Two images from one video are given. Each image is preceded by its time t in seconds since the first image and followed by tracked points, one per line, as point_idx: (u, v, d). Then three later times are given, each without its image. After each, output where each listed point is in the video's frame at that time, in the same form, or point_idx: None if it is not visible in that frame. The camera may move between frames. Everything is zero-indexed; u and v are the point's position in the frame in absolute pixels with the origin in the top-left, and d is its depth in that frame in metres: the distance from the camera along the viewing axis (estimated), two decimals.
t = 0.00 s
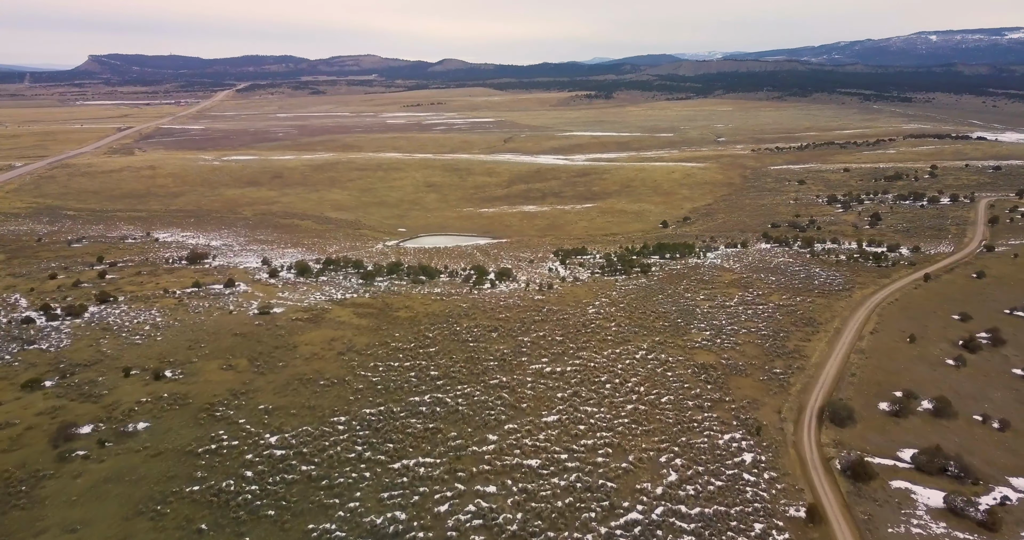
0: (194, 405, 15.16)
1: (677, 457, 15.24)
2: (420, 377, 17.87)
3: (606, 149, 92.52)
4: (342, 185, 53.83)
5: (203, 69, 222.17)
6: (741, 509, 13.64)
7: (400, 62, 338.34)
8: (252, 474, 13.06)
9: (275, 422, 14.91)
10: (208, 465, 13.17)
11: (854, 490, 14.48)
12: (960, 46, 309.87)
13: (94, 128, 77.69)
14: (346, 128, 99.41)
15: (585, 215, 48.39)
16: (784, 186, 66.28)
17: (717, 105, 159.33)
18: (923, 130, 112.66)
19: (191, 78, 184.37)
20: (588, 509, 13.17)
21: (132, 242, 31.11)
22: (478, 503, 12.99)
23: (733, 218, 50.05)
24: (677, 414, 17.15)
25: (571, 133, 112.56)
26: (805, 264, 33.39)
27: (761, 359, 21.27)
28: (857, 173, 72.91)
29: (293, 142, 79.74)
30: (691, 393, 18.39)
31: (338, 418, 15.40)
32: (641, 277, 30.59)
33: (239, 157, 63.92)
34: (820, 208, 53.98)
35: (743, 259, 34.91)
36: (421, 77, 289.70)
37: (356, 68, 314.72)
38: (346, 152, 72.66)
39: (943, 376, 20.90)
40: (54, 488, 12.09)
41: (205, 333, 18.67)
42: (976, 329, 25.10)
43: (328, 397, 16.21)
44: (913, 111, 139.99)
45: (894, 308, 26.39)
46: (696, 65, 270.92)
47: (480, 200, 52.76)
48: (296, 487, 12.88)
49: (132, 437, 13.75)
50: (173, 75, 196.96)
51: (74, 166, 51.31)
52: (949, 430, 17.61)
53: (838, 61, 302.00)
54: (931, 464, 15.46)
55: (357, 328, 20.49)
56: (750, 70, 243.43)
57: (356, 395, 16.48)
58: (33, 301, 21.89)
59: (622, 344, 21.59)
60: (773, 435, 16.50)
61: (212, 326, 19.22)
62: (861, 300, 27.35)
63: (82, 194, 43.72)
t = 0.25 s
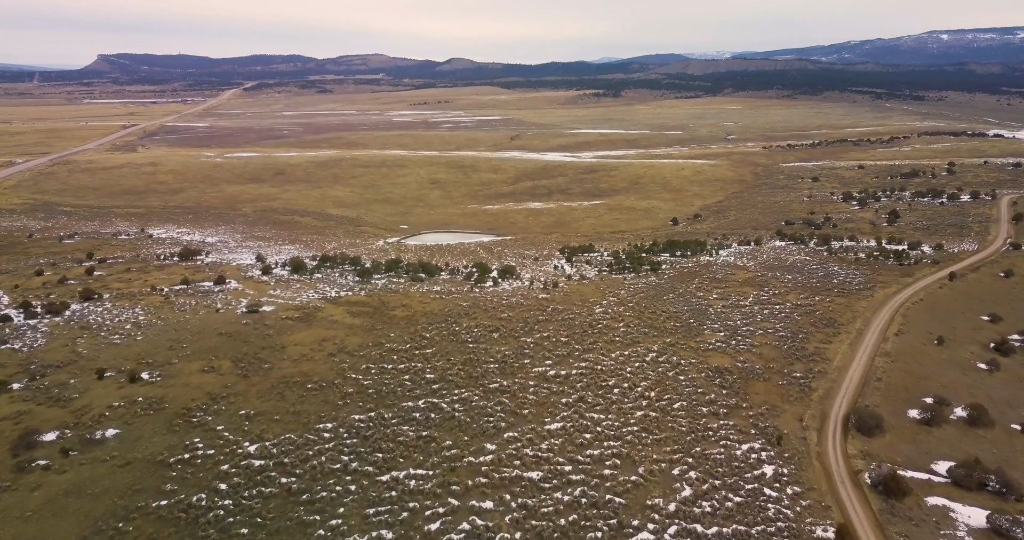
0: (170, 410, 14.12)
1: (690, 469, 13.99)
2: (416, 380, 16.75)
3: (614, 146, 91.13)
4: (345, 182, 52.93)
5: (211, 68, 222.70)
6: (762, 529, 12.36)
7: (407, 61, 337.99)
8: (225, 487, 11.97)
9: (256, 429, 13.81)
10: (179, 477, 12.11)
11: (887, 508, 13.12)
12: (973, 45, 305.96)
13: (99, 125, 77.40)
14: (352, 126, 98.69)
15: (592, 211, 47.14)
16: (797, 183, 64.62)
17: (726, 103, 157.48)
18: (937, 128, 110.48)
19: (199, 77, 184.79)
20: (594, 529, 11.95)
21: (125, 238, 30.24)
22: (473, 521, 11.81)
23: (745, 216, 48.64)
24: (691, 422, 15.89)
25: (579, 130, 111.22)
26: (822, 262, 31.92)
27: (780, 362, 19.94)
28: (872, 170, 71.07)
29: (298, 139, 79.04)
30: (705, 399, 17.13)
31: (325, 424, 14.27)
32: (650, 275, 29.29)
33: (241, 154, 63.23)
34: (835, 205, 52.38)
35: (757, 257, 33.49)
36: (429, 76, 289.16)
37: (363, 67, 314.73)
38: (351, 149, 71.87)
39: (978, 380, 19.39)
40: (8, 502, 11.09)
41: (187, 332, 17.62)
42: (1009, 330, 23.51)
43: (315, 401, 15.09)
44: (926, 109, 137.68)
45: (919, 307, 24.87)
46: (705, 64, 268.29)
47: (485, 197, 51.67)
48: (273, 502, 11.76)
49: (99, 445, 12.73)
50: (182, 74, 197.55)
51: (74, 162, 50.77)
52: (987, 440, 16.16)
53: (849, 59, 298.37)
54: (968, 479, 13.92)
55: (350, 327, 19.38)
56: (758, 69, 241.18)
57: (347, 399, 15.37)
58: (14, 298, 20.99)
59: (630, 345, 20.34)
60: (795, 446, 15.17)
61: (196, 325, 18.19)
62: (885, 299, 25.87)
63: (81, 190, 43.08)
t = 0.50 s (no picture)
0: (135, 417, 13.03)
1: (701, 482, 12.83)
2: (404, 383, 15.65)
3: (616, 143, 89.94)
4: (342, 179, 51.94)
5: (212, 67, 222.07)
6: None
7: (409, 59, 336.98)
8: (188, 503, 10.86)
9: (228, 437, 12.72)
10: (137, 492, 11.01)
11: (918, 526, 11.91)
12: (978, 43, 303.67)
13: (95, 123, 76.47)
14: (352, 124, 97.77)
15: (594, 208, 46.00)
16: (804, 179, 63.34)
17: (729, 101, 155.99)
18: (944, 125, 108.80)
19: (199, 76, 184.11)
20: None
21: (110, 234, 29.21)
22: None
23: (751, 213, 47.36)
24: (700, 429, 14.74)
25: (581, 128, 110.03)
26: (834, 259, 30.68)
27: (793, 365, 18.79)
28: (880, 166, 69.70)
29: (296, 136, 78.11)
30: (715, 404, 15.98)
31: (303, 432, 13.15)
32: (655, 272, 28.10)
33: (238, 151, 62.29)
34: (844, 201, 51.10)
35: (765, 254, 32.27)
36: (430, 75, 288.12)
37: (364, 66, 314.06)
38: (349, 147, 70.80)
39: (1006, 384, 18.11)
40: None
41: (162, 332, 16.53)
42: None
43: (294, 407, 13.99)
44: (932, 107, 136.04)
45: (939, 306, 23.59)
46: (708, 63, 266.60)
47: (484, 193, 50.60)
48: (240, 520, 10.64)
49: (54, 456, 11.65)
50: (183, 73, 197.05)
51: (67, 159, 49.87)
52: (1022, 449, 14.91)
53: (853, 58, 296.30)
54: (1006, 493, 12.63)
55: (336, 327, 18.27)
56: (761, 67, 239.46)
57: (328, 404, 14.26)
58: None
59: (634, 346, 19.22)
60: (815, 456, 13.98)
61: (172, 324, 17.10)
62: (901, 298, 24.61)
63: (71, 186, 42.16)
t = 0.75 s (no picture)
0: (92, 425, 11.88)
1: (713, 498, 11.66)
2: (391, 387, 14.50)
3: (618, 140, 88.76)
4: (338, 175, 50.94)
5: (213, 66, 221.60)
6: None
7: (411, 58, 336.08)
8: (141, 524, 9.71)
9: (191, 448, 11.53)
10: (84, 512, 9.85)
11: None
12: (984, 42, 301.20)
13: (91, 120, 75.60)
14: (352, 121, 96.78)
15: (595, 204, 44.84)
16: (810, 176, 62.04)
17: (732, 99, 154.60)
18: (951, 122, 107.28)
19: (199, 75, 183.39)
20: None
21: (93, 230, 28.17)
22: None
23: (758, 209, 46.08)
24: (712, 440, 13.57)
25: (583, 125, 108.82)
26: (847, 257, 29.38)
27: (810, 368, 17.57)
28: (888, 163, 68.30)
29: (294, 134, 77.12)
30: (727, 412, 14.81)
31: (276, 442, 11.97)
32: (659, 270, 26.90)
33: (234, 148, 61.32)
34: (852, 197, 49.76)
35: (774, 252, 31.04)
36: (432, 74, 287.41)
37: (366, 65, 313.59)
38: (347, 144, 69.73)
39: None
40: None
41: (131, 332, 15.39)
42: None
43: (269, 414, 12.84)
44: (939, 105, 134.35)
45: (962, 305, 22.24)
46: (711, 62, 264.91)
47: (484, 190, 49.50)
48: None
49: None
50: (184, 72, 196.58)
51: (58, 155, 48.94)
52: None
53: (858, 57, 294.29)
54: None
55: (321, 327, 17.13)
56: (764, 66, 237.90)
57: (307, 411, 13.11)
58: None
59: (639, 348, 18.05)
60: (839, 470, 12.71)
61: (143, 323, 15.96)
62: (921, 297, 23.30)
63: (60, 182, 41.21)
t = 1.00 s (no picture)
0: (41, 436, 10.72)
1: (730, 520, 10.61)
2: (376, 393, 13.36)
3: (621, 138, 87.49)
4: (335, 172, 49.90)
5: (214, 66, 221.17)
6: None
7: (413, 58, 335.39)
8: None
9: (149, 461, 10.32)
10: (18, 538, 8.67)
11: None
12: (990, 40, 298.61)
13: (88, 118, 74.71)
14: (351, 119, 95.79)
15: (597, 201, 43.65)
16: (817, 172, 60.71)
17: (735, 98, 153.26)
18: (958, 120, 105.74)
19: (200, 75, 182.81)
20: None
21: (74, 226, 27.10)
22: None
23: (765, 206, 44.79)
24: (726, 453, 12.55)
25: (585, 123, 107.55)
26: (861, 255, 28.09)
27: (829, 373, 16.50)
28: (897, 159, 66.85)
29: (293, 132, 76.17)
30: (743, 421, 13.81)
31: (245, 455, 10.75)
32: (664, 268, 25.69)
33: (230, 145, 60.33)
34: (861, 194, 48.43)
35: (784, 249, 29.79)
36: (434, 73, 286.59)
37: (368, 65, 313.00)
38: (345, 141, 68.70)
39: None
40: None
41: (97, 333, 14.25)
42: None
43: (240, 423, 11.63)
44: (946, 103, 132.64)
45: (988, 305, 20.94)
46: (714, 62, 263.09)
47: (483, 187, 48.35)
48: None
49: None
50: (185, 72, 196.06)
51: (49, 152, 47.97)
52: None
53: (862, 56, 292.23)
54: None
55: (304, 328, 15.99)
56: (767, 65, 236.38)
57: (281, 419, 11.92)
58: None
59: (644, 351, 16.95)
60: (868, 486, 11.69)
61: (110, 323, 14.81)
62: (943, 296, 22.02)
63: (49, 179, 40.23)
